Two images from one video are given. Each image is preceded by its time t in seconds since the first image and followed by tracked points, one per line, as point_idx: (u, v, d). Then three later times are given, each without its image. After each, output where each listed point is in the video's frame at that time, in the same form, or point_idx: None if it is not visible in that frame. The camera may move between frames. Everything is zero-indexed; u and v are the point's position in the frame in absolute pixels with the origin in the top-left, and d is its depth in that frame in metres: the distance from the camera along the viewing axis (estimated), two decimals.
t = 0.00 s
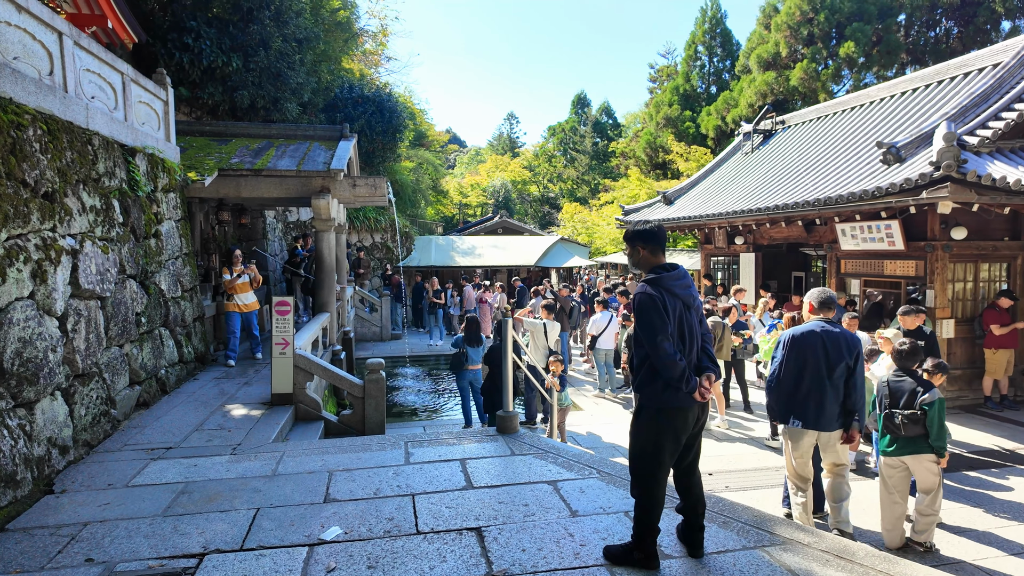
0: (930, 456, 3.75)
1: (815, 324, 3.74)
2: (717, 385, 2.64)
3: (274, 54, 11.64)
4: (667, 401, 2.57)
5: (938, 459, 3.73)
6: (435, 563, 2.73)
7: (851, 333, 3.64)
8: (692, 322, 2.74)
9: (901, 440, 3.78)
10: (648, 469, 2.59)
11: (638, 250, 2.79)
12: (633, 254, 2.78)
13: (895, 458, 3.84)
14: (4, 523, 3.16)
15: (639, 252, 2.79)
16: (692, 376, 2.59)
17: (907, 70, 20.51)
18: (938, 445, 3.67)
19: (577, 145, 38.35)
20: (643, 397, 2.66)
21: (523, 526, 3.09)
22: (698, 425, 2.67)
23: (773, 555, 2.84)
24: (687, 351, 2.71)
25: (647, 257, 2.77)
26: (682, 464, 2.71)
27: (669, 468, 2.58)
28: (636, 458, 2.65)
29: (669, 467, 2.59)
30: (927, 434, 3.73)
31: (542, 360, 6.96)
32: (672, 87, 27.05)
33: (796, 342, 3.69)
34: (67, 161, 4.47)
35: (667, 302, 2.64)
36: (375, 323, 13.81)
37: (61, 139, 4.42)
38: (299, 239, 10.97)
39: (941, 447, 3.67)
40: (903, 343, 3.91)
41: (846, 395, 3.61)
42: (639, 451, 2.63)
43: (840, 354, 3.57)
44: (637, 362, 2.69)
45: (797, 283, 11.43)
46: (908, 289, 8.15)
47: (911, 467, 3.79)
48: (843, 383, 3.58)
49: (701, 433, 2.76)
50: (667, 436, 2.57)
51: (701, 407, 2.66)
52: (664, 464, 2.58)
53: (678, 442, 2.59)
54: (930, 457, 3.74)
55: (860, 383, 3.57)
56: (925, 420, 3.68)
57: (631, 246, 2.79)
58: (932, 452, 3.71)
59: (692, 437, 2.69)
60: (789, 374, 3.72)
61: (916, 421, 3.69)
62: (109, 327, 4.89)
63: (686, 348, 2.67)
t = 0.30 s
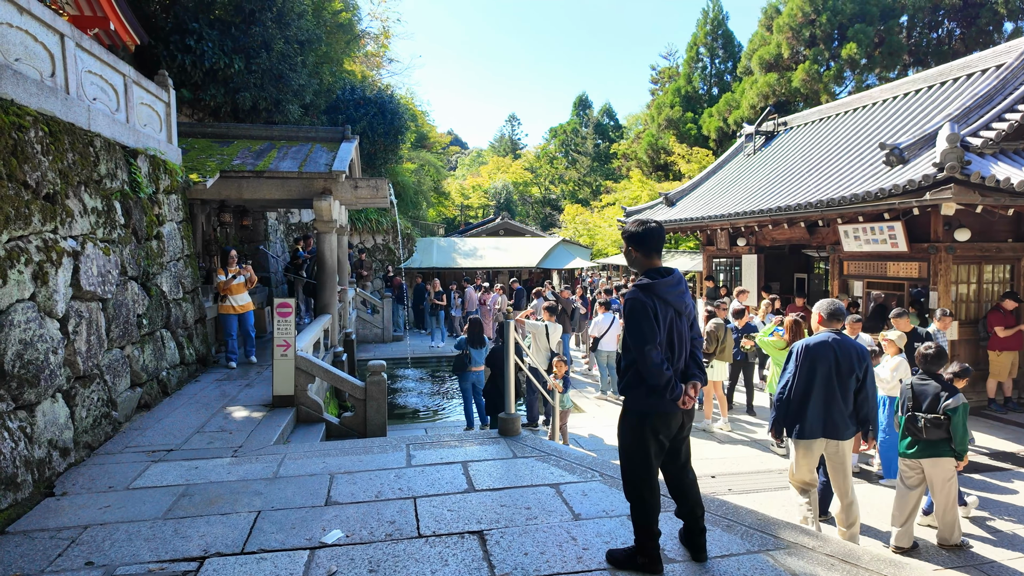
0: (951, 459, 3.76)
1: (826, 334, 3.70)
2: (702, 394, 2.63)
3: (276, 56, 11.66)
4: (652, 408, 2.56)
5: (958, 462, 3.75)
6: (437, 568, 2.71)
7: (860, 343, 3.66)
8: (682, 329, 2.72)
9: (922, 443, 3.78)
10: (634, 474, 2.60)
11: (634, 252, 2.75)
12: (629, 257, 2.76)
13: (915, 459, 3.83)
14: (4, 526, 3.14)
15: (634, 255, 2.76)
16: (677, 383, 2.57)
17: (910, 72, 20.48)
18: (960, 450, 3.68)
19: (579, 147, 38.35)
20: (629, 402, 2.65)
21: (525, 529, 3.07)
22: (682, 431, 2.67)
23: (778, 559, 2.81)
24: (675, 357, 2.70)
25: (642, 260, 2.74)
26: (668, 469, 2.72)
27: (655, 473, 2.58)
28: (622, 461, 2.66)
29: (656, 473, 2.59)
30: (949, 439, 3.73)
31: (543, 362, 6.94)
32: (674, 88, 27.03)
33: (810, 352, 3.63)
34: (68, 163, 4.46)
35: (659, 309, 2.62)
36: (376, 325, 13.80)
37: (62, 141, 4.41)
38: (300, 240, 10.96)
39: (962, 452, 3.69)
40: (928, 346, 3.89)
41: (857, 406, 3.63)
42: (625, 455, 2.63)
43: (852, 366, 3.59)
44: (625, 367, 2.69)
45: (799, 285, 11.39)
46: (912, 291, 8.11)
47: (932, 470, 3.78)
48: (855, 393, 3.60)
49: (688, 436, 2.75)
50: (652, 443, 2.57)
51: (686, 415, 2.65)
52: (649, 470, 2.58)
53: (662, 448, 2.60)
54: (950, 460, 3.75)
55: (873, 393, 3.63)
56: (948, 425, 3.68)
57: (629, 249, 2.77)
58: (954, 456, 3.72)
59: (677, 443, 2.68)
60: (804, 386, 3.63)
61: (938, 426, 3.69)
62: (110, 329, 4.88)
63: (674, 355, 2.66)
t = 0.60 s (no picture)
0: (977, 461, 3.76)
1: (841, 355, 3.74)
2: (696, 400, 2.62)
3: (278, 57, 11.66)
4: (645, 414, 2.55)
5: (985, 464, 3.76)
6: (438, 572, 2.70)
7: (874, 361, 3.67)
8: (674, 334, 2.71)
9: (948, 443, 3.82)
10: (631, 479, 2.59)
11: (629, 254, 2.73)
12: (620, 260, 2.74)
13: (941, 458, 3.87)
14: (6, 530, 3.13)
15: (626, 257, 2.75)
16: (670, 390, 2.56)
17: (913, 72, 20.43)
18: (986, 451, 3.70)
19: (580, 147, 38.33)
20: (623, 408, 2.64)
21: (529, 534, 3.06)
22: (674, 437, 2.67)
23: (782, 565, 2.80)
24: (667, 364, 2.69)
25: (635, 263, 2.72)
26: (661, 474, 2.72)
27: (652, 480, 2.56)
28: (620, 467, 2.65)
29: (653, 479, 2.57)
30: (975, 440, 3.75)
31: (545, 364, 6.93)
32: (676, 89, 26.98)
33: (823, 375, 3.67)
34: (71, 165, 4.46)
35: (651, 315, 2.60)
36: (378, 326, 13.80)
37: (65, 143, 4.41)
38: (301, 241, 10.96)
39: (989, 452, 3.71)
40: (958, 347, 3.91)
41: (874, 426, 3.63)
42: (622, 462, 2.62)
43: (868, 385, 3.58)
44: (617, 373, 2.67)
45: (802, 286, 11.35)
46: (915, 292, 8.06)
47: (956, 470, 3.79)
48: (872, 412, 3.59)
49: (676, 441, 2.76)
50: (647, 450, 2.56)
51: (679, 420, 2.64)
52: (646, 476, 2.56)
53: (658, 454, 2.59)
54: (976, 462, 3.76)
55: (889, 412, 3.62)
56: (975, 426, 3.70)
57: (620, 251, 2.75)
58: (980, 457, 3.73)
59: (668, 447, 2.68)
60: (820, 406, 3.66)
61: (965, 426, 3.73)
62: (112, 331, 4.88)
63: (667, 362, 2.65)
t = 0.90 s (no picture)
0: (994, 461, 3.74)
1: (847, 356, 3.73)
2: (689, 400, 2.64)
3: (279, 59, 11.67)
4: (642, 417, 2.55)
5: (1002, 465, 3.73)
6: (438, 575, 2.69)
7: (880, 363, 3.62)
8: (665, 335, 2.72)
9: (965, 442, 3.83)
10: (629, 482, 2.59)
11: (617, 257, 2.71)
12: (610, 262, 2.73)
13: (960, 458, 3.89)
14: (6, 532, 3.12)
15: (614, 260, 2.74)
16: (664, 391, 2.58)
17: (914, 73, 20.43)
18: (1001, 451, 3.68)
19: (580, 148, 38.31)
20: (617, 411, 2.63)
21: (530, 537, 3.05)
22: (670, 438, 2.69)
23: (785, 568, 2.78)
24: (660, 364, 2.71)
25: (623, 265, 2.71)
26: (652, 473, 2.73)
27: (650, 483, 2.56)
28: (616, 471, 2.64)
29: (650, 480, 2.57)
30: (992, 440, 3.73)
31: (546, 365, 6.93)
32: (677, 90, 26.97)
33: (826, 376, 3.71)
34: (72, 167, 4.46)
35: (644, 317, 2.60)
36: (379, 327, 13.79)
37: (66, 145, 4.41)
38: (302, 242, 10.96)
39: (1005, 452, 3.67)
40: (978, 349, 3.88)
41: (879, 426, 3.55)
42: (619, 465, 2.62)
43: (870, 386, 3.55)
44: (611, 376, 2.66)
45: (802, 288, 11.35)
46: (916, 294, 8.05)
47: (971, 468, 3.80)
48: (875, 413, 3.54)
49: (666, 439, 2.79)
50: (645, 452, 2.56)
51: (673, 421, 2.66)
52: (644, 479, 2.56)
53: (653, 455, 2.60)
54: (994, 462, 3.74)
55: (898, 413, 3.49)
56: (990, 426, 3.70)
57: (609, 253, 2.74)
58: (995, 457, 3.71)
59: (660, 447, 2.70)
60: (820, 407, 3.73)
61: (981, 426, 3.73)
62: (113, 333, 4.88)
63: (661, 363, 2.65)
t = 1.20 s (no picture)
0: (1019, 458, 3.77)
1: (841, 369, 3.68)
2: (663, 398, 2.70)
3: (279, 60, 11.67)
4: (619, 416, 2.57)
5: None
6: None
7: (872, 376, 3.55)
8: (638, 336, 2.77)
9: (988, 441, 3.86)
10: (615, 482, 2.57)
11: (589, 261, 2.74)
12: (583, 265, 2.75)
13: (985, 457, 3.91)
14: (6, 535, 3.12)
15: (587, 264, 2.75)
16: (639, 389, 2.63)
17: (914, 74, 20.43)
18: None
19: (581, 149, 38.30)
20: (595, 411, 2.65)
21: (531, 539, 3.04)
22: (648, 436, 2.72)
23: (786, 571, 2.77)
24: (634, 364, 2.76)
25: (596, 269, 2.74)
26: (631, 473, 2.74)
27: (634, 480, 2.56)
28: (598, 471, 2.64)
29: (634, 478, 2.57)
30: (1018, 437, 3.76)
31: (547, 367, 6.92)
32: (677, 91, 26.96)
33: (817, 386, 3.71)
34: (71, 168, 4.45)
35: (618, 318, 2.65)
36: (379, 328, 13.79)
37: (65, 146, 4.40)
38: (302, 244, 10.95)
39: None
40: (991, 347, 3.91)
41: (867, 437, 3.53)
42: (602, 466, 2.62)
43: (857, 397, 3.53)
44: (587, 377, 2.68)
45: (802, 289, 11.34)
46: (917, 295, 8.03)
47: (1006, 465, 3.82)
48: (862, 424, 3.52)
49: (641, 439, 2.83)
50: (628, 450, 2.57)
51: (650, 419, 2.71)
52: (627, 476, 2.57)
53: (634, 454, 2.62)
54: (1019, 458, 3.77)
55: (884, 426, 3.45)
56: (1010, 424, 3.73)
57: (582, 258, 2.76)
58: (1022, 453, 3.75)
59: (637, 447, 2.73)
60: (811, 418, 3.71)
61: (1002, 424, 3.75)
62: (113, 334, 4.87)
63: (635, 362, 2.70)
